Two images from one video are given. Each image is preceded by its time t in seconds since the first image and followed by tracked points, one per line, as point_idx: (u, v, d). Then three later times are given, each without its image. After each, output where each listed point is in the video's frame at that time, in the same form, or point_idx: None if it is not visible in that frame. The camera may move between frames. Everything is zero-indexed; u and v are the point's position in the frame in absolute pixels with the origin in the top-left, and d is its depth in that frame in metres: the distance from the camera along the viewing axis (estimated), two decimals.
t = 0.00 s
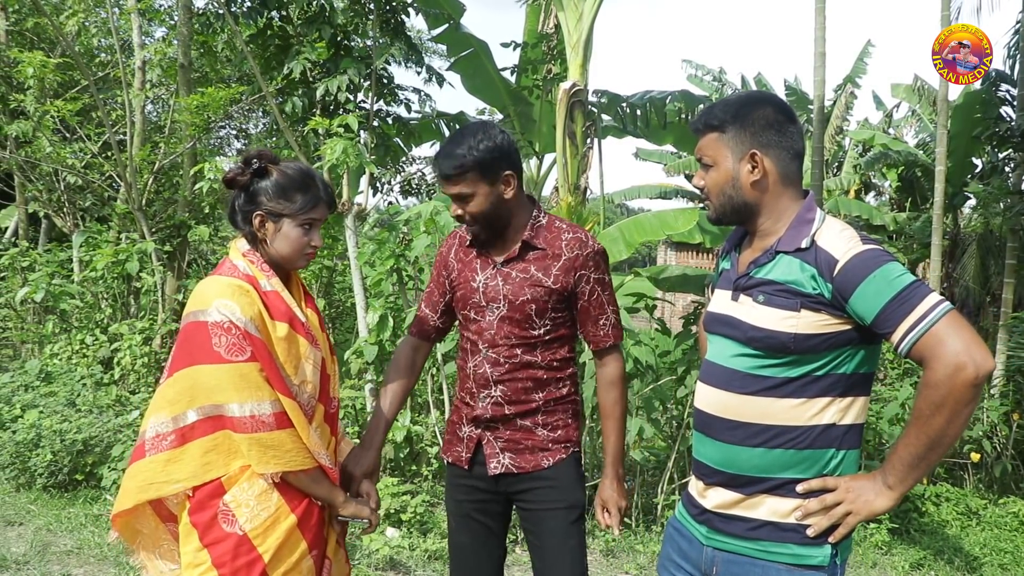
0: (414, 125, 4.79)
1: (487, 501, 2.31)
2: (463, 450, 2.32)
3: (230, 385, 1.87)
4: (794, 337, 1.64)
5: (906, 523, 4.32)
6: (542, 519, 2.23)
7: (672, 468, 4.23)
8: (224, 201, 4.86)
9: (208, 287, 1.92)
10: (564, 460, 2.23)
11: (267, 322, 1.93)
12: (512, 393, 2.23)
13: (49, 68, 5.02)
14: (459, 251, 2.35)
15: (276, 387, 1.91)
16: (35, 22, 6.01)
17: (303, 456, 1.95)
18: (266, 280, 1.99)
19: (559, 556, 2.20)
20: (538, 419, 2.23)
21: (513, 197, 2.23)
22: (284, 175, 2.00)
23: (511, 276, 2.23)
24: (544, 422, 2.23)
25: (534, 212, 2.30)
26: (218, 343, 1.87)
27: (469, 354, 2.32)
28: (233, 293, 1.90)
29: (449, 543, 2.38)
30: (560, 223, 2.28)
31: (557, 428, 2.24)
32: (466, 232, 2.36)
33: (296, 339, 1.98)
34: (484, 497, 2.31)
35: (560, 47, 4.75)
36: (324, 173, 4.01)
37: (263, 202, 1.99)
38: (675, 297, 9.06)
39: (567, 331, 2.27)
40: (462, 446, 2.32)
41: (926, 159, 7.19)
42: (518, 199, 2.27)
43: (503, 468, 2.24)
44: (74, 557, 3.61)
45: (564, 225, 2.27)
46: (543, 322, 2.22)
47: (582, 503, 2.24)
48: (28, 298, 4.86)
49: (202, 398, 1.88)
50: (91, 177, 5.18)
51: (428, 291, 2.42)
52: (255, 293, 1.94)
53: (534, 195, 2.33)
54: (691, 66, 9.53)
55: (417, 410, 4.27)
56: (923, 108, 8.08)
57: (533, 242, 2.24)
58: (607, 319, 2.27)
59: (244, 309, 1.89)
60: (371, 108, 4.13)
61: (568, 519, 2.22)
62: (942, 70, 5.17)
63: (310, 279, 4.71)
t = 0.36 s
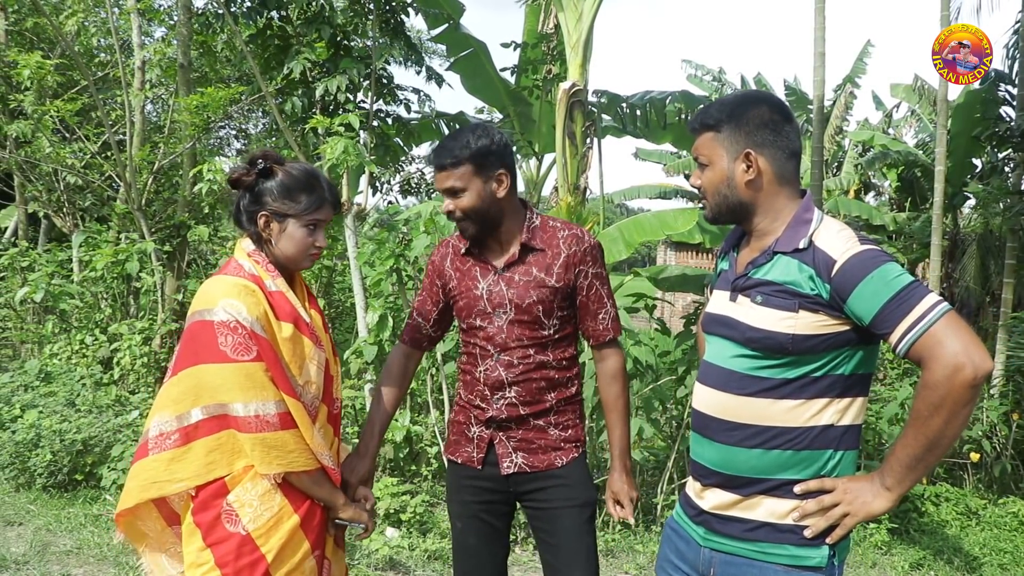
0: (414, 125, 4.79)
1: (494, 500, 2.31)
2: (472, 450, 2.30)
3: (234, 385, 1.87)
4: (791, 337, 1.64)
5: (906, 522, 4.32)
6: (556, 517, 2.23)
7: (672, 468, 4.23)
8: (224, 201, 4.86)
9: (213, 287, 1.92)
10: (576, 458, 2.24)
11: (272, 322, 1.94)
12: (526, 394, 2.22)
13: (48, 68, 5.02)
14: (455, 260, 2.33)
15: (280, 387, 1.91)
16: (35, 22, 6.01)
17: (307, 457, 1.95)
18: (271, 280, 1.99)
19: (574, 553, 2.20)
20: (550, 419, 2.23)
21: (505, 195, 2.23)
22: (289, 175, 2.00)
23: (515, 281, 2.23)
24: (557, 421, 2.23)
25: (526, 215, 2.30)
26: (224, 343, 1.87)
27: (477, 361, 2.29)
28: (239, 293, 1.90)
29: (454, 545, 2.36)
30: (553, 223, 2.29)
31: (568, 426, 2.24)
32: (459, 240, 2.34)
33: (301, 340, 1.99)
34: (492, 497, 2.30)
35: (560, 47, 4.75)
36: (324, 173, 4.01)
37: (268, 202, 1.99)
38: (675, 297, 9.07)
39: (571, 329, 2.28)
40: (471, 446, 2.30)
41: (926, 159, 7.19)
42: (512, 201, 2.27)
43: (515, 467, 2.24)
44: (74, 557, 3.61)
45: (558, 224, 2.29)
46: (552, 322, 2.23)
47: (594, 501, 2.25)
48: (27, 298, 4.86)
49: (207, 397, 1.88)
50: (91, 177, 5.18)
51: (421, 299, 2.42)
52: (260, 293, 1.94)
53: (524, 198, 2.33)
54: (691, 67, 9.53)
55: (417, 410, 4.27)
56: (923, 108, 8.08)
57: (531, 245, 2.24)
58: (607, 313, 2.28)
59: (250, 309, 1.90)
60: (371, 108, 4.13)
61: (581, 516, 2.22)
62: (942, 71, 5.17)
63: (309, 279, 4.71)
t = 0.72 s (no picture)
0: (414, 125, 4.80)
1: (492, 499, 2.31)
2: (469, 450, 2.30)
3: (234, 383, 1.87)
4: (789, 337, 1.64)
5: (905, 522, 4.31)
6: (551, 516, 2.23)
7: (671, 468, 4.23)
8: (224, 201, 4.86)
9: (215, 286, 1.93)
10: (572, 459, 2.24)
11: (274, 321, 1.94)
12: (523, 399, 2.22)
13: (48, 68, 5.02)
14: (453, 260, 2.33)
15: (280, 386, 1.91)
16: (34, 22, 6.00)
17: (305, 457, 1.95)
18: (274, 280, 1.99)
19: (567, 555, 2.20)
20: (547, 421, 2.23)
21: (507, 200, 2.24)
22: (292, 177, 1.99)
23: (513, 284, 2.23)
24: (553, 424, 2.23)
25: (525, 219, 2.30)
26: (225, 340, 1.87)
27: (475, 362, 2.29)
28: (242, 292, 1.90)
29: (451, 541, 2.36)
30: (551, 225, 2.29)
31: (564, 428, 2.24)
32: (457, 242, 2.34)
33: (302, 339, 1.99)
34: (490, 495, 2.30)
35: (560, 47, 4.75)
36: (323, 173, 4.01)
37: (271, 203, 1.99)
38: (675, 297, 9.06)
39: (569, 332, 2.28)
40: (468, 446, 2.30)
41: (926, 159, 7.19)
42: (512, 205, 2.27)
43: (511, 468, 2.24)
44: (73, 557, 3.61)
45: (556, 227, 2.28)
46: (549, 325, 2.23)
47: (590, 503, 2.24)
48: (27, 298, 4.86)
49: (207, 395, 1.88)
50: (91, 177, 5.18)
51: (420, 298, 2.42)
52: (263, 292, 1.94)
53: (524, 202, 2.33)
54: (691, 67, 9.53)
55: (417, 410, 4.27)
56: (923, 108, 8.08)
57: (529, 248, 2.24)
58: (604, 316, 2.27)
59: (252, 308, 1.90)
60: (371, 108, 4.13)
61: (576, 517, 2.22)
62: (942, 70, 5.16)
63: (309, 279, 4.71)
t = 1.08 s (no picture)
0: (413, 125, 4.80)
1: (494, 498, 2.31)
2: (473, 449, 2.30)
3: (230, 381, 1.88)
4: (785, 336, 1.64)
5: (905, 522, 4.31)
6: (554, 515, 2.23)
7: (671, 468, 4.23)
8: (224, 201, 4.86)
9: (211, 285, 1.93)
10: (576, 457, 2.24)
11: (269, 320, 1.94)
12: (526, 395, 2.22)
13: (48, 68, 5.02)
14: (452, 262, 2.33)
15: (276, 384, 1.91)
16: (34, 22, 6.01)
17: (300, 455, 1.95)
18: (269, 279, 1.99)
19: (572, 554, 2.20)
20: (550, 418, 2.23)
21: (498, 197, 2.23)
22: (286, 180, 1.99)
23: (513, 283, 2.23)
24: (556, 421, 2.23)
25: (522, 218, 2.30)
26: (221, 338, 1.88)
27: (478, 361, 2.29)
28: (237, 290, 1.91)
29: (453, 542, 2.36)
30: (549, 225, 2.29)
31: (568, 426, 2.24)
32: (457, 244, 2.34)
33: (297, 338, 1.99)
34: (492, 495, 2.30)
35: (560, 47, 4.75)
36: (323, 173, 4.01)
37: (265, 206, 1.99)
38: (675, 297, 9.07)
39: (571, 329, 2.27)
40: (472, 445, 2.31)
41: (926, 159, 7.19)
42: (505, 203, 2.26)
43: (514, 466, 2.24)
44: (73, 557, 3.61)
45: (554, 226, 2.28)
46: (551, 323, 2.23)
47: (594, 501, 2.24)
48: (27, 298, 4.86)
49: (203, 392, 1.89)
50: (90, 177, 5.18)
51: (420, 301, 2.42)
52: (258, 291, 1.94)
53: (517, 200, 2.32)
54: (690, 66, 9.53)
55: (416, 410, 4.27)
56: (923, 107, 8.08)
57: (528, 247, 2.24)
58: (605, 315, 2.28)
59: (247, 306, 1.90)
60: (370, 108, 4.13)
61: (581, 515, 2.22)
62: (942, 70, 5.17)
63: (308, 279, 4.70)
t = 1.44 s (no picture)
0: (413, 125, 4.80)
1: (496, 498, 2.31)
2: (474, 450, 2.30)
3: (230, 377, 1.88)
4: (780, 336, 1.64)
5: (904, 522, 4.31)
6: (555, 516, 2.24)
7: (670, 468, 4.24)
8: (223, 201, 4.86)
9: (212, 282, 1.94)
10: (578, 459, 2.24)
11: (269, 317, 1.94)
12: (530, 396, 2.22)
13: (47, 68, 5.02)
14: (454, 259, 2.33)
15: (275, 380, 1.91)
16: (33, 22, 6.01)
17: (299, 452, 1.95)
18: (270, 278, 2.00)
19: (574, 554, 2.21)
20: (553, 420, 2.23)
21: (501, 193, 2.22)
22: (284, 183, 1.99)
23: (517, 280, 2.23)
24: (558, 422, 2.23)
25: (524, 216, 2.30)
26: (221, 334, 1.88)
27: (480, 360, 2.28)
28: (238, 287, 1.91)
29: (454, 542, 2.36)
30: (551, 221, 2.29)
31: (570, 427, 2.24)
32: (458, 241, 2.34)
33: (297, 337, 1.99)
34: (494, 495, 2.31)
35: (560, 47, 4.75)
36: (323, 173, 4.01)
37: (263, 208, 2.00)
38: (675, 297, 9.06)
39: (573, 327, 2.28)
40: (473, 446, 2.30)
41: (925, 159, 7.19)
42: (507, 200, 2.26)
43: (517, 468, 2.24)
44: (72, 557, 3.61)
45: (556, 222, 2.28)
46: (554, 320, 2.23)
47: (595, 502, 2.25)
48: (26, 298, 4.86)
49: (202, 388, 1.89)
50: (89, 177, 5.18)
51: (420, 299, 2.42)
52: (259, 288, 1.95)
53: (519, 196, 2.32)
54: (690, 66, 9.53)
55: (416, 410, 4.27)
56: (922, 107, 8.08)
57: (531, 243, 2.24)
58: (608, 309, 2.29)
59: (248, 302, 1.90)
60: (370, 108, 4.13)
61: (583, 516, 2.22)
62: (942, 71, 5.18)
63: (308, 279, 4.70)
